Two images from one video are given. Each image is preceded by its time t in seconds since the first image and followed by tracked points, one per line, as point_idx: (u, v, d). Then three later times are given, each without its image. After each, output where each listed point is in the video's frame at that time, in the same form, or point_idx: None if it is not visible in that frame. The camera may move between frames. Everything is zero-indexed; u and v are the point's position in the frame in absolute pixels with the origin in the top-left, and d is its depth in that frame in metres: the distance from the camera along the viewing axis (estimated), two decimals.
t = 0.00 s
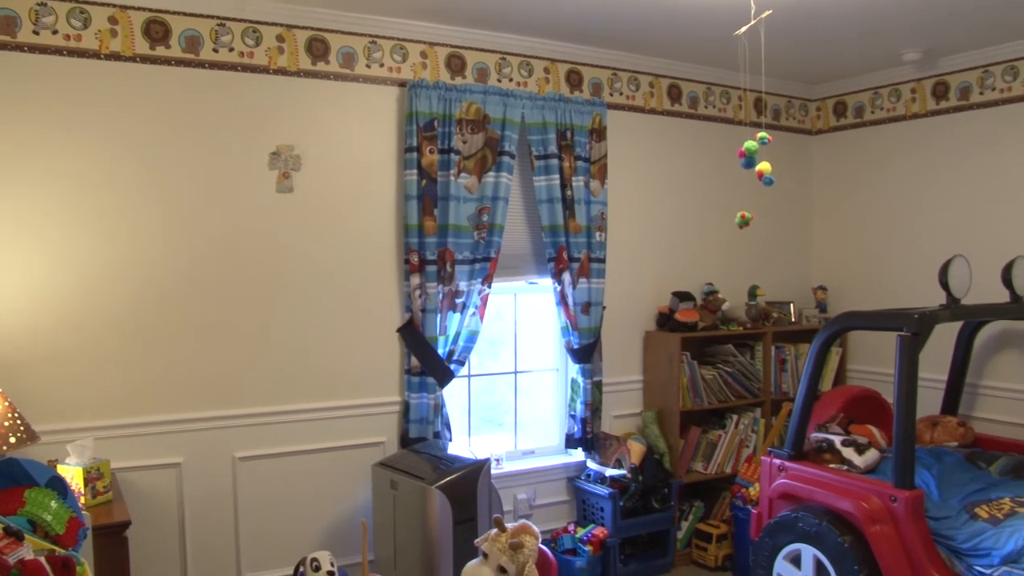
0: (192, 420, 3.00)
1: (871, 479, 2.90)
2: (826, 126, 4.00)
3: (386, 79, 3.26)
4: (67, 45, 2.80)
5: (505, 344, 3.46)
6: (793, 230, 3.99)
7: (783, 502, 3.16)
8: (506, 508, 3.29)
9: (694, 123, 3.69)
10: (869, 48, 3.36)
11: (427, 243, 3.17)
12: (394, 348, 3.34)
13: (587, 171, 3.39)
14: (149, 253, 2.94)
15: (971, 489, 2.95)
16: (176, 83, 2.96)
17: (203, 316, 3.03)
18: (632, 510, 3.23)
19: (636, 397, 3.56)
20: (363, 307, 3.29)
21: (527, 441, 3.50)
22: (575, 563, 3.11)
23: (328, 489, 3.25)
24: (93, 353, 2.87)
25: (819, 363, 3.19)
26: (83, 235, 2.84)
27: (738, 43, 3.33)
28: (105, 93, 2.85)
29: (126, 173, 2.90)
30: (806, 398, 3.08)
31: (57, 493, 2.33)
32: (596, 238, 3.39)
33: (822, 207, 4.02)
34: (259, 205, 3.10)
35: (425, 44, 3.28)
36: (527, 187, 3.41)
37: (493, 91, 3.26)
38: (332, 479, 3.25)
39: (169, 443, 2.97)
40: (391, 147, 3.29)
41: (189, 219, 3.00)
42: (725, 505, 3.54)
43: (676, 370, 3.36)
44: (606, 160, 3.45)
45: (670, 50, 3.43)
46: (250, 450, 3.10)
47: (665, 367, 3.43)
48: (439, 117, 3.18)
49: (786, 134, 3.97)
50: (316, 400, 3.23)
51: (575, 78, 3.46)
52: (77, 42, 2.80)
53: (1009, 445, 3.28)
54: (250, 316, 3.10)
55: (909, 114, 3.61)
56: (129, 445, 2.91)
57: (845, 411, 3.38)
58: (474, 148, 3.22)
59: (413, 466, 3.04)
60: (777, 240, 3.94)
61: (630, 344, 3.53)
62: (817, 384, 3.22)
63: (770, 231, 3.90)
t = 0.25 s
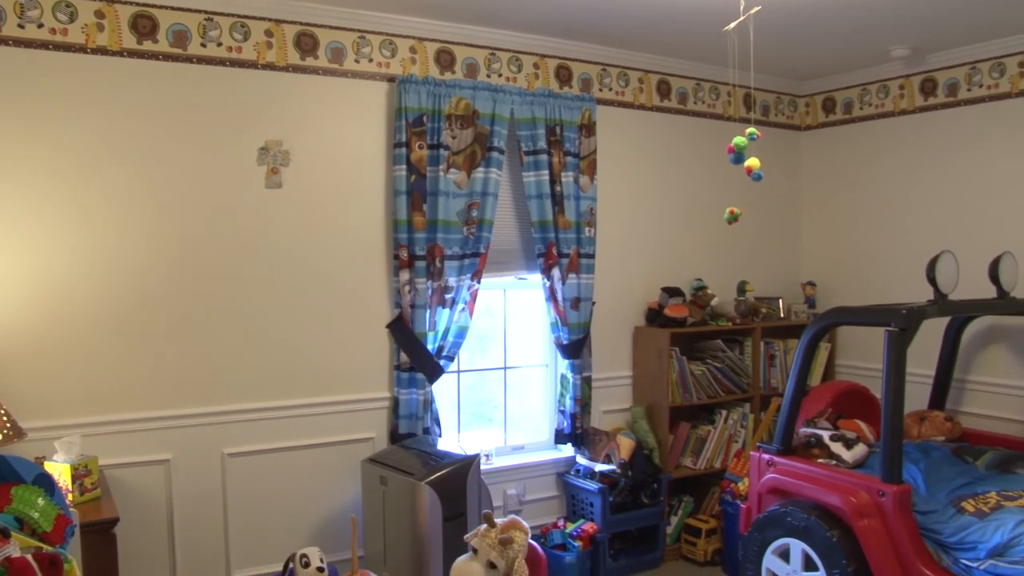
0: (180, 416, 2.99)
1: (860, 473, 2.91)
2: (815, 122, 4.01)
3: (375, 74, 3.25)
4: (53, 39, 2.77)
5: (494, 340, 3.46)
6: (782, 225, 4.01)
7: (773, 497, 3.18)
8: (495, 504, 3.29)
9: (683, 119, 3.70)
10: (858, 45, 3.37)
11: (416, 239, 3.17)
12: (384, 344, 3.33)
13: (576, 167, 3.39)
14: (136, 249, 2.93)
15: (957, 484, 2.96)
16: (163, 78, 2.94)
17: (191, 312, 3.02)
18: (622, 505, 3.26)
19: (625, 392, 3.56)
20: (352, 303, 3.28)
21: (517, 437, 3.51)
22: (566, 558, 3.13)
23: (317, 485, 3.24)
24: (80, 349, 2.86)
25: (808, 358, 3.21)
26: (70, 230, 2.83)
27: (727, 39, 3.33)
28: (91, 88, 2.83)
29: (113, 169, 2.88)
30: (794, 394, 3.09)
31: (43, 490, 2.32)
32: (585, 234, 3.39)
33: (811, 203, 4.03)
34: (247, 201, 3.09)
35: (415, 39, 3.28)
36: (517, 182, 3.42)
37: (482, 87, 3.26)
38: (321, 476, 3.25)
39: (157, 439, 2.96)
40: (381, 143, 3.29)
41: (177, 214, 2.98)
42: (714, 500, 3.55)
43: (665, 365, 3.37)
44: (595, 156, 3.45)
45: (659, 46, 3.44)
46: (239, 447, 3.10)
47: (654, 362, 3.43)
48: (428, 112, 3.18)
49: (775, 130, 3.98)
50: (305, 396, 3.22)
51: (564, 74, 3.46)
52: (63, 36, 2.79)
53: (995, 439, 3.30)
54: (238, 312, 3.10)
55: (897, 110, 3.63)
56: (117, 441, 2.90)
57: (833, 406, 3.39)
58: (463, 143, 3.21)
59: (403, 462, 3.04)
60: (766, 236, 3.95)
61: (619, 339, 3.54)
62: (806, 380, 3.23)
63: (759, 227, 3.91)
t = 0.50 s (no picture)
0: (167, 412, 2.98)
1: (847, 468, 2.92)
2: (802, 118, 4.03)
3: (362, 69, 3.24)
4: (36, 32, 2.75)
5: (483, 335, 3.47)
6: (769, 221, 4.02)
7: (760, 490, 3.18)
8: (483, 499, 3.30)
9: (671, 114, 3.71)
10: (846, 40, 3.38)
11: (404, 234, 3.17)
12: (371, 339, 3.33)
13: (564, 162, 3.39)
14: (121, 244, 2.91)
15: (942, 477, 2.97)
16: (149, 72, 2.92)
17: (178, 308, 3.00)
18: (610, 500, 3.26)
19: (613, 387, 3.57)
20: (340, 298, 3.27)
21: (505, 432, 3.51)
22: (553, 553, 3.12)
23: (305, 481, 3.24)
24: (65, 345, 2.83)
25: (795, 354, 3.21)
26: (54, 226, 2.80)
27: (715, 35, 3.33)
28: (76, 81, 2.81)
29: (98, 164, 2.86)
30: (781, 388, 3.10)
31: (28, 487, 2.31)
32: (574, 229, 3.40)
33: (799, 199, 4.05)
34: (234, 196, 3.07)
35: (402, 34, 3.26)
36: (505, 177, 3.41)
37: (470, 82, 3.25)
38: (309, 472, 3.24)
39: (144, 435, 2.95)
40: (368, 138, 3.28)
41: (163, 209, 2.96)
42: (702, 495, 3.57)
43: (653, 360, 3.38)
44: (583, 151, 3.45)
45: (647, 41, 3.44)
46: (226, 443, 3.08)
47: (642, 357, 3.44)
48: (416, 107, 3.17)
49: (763, 126, 3.99)
50: (293, 392, 3.21)
51: (552, 69, 3.46)
52: (47, 29, 2.76)
53: (979, 434, 3.33)
54: (225, 307, 3.08)
55: (884, 106, 3.64)
56: (103, 437, 2.89)
57: (820, 401, 3.40)
58: (451, 138, 3.21)
59: (391, 457, 3.04)
60: (753, 231, 3.96)
61: (608, 334, 3.54)
62: (793, 374, 3.24)
63: (747, 223, 3.93)
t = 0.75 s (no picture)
0: (152, 409, 2.96)
1: (832, 461, 2.93)
2: (788, 113, 4.04)
3: (348, 63, 3.22)
4: (17, 25, 2.72)
5: (468, 330, 3.47)
6: (755, 216, 4.03)
7: (745, 484, 3.20)
8: (469, 494, 3.31)
9: (657, 109, 3.71)
10: (831, 36, 3.38)
11: (389, 229, 3.16)
12: (357, 334, 3.32)
13: (550, 157, 3.39)
14: (104, 240, 2.88)
15: (925, 471, 3.00)
16: (132, 66, 2.89)
17: (161, 303, 2.98)
18: (596, 494, 3.28)
19: (599, 382, 3.58)
20: (325, 294, 3.26)
21: (491, 427, 3.52)
22: (540, 548, 3.15)
23: (291, 477, 3.23)
24: (47, 341, 2.81)
25: (779, 348, 3.22)
26: (35, 221, 2.77)
27: (700, 30, 3.34)
28: (57, 75, 2.78)
29: (80, 158, 2.83)
30: (766, 383, 3.10)
31: (12, 484, 2.20)
32: (559, 224, 3.40)
33: (784, 194, 4.06)
34: (218, 191, 3.05)
35: (388, 28, 3.25)
36: (490, 172, 3.41)
37: (456, 76, 3.25)
38: (295, 468, 3.23)
39: (128, 432, 2.93)
40: (353, 133, 3.27)
41: (146, 205, 2.94)
42: (688, 489, 3.59)
43: (639, 355, 3.38)
44: (569, 146, 3.46)
45: (633, 37, 3.44)
46: (211, 439, 3.07)
47: (628, 352, 3.45)
48: (401, 102, 3.17)
49: (748, 122, 4.00)
50: (278, 387, 3.20)
51: (538, 64, 3.46)
52: (27, 22, 2.73)
53: (962, 427, 3.35)
54: (210, 303, 3.06)
55: (868, 102, 3.66)
56: (86, 434, 2.87)
57: (805, 395, 3.41)
58: (437, 133, 3.20)
59: (377, 452, 3.04)
60: (739, 226, 3.98)
61: (593, 329, 3.55)
62: (778, 369, 3.25)
63: (732, 218, 3.94)
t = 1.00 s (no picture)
0: (137, 405, 2.95)
1: (817, 455, 2.94)
2: (774, 108, 4.05)
3: (333, 57, 3.21)
4: None
5: (455, 325, 3.47)
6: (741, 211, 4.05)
7: (730, 479, 3.21)
8: (456, 489, 3.32)
9: (643, 104, 3.72)
10: (819, 31, 3.39)
11: (375, 224, 3.16)
12: (342, 329, 3.32)
13: (536, 152, 3.39)
14: (88, 235, 2.86)
15: (910, 464, 3.00)
16: (116, 60, 2.86)
17: (146, 299, 2.96)
18: (582, 489, 3.29)
19: (586, 376, 3.59)
20: (311, 289, 3.26)
21: (478, 421, 3.52)
22: (526, 542, 3.17)
23: (277, 472, 3.22)
24: (29, 337, 2.79)
25: (765, 342, 3.21)
26: (17, 216, 2.74)
27: (686, 25, 3.34)
28: (40, 69, 2.75)
29: (63, 153, 2.80)
30: (753, 377, 3.10)
31: None
32: (545, 218, 3.40)
33: (770, 189, 4.08)
34: (204, 185, 3.04)
35: (374, 22, 3.24)
36: (476, 167, 3.41)
37: (442, 71, 3.25)
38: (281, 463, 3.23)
39: (113, 428, 2.92)
40: (339, 127, 3.26)
41: (130, 199, 2.91)
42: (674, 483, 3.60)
43: (625, 349, 3.40)
44: (555, 141, 3.46)
45: (619, 31, 3.44)
46: (197, 434, 3.06)
47: (614, 346, 3.46)
48: (387, 96, 3.16)
49: (734, 116, 4.00)
50: (264, 383, 3.19)
51: (524, 58, 3.45)
52: (9, 15, 2.70)
53: (946, 421, 3.37)
54: (195, 298, 3.05)
55: (854, 97, 3.67)
56: (70, 430, 2.85)
57: (791, 389, 3.43)
58: (423, 128, 3.20)
59: (363, 447, 3.03)
60: (725, 221, 3.99)
61: (580, 324, 3.56)
62: (764, 363, 3.25)
63: (718, 213, 3.95)
